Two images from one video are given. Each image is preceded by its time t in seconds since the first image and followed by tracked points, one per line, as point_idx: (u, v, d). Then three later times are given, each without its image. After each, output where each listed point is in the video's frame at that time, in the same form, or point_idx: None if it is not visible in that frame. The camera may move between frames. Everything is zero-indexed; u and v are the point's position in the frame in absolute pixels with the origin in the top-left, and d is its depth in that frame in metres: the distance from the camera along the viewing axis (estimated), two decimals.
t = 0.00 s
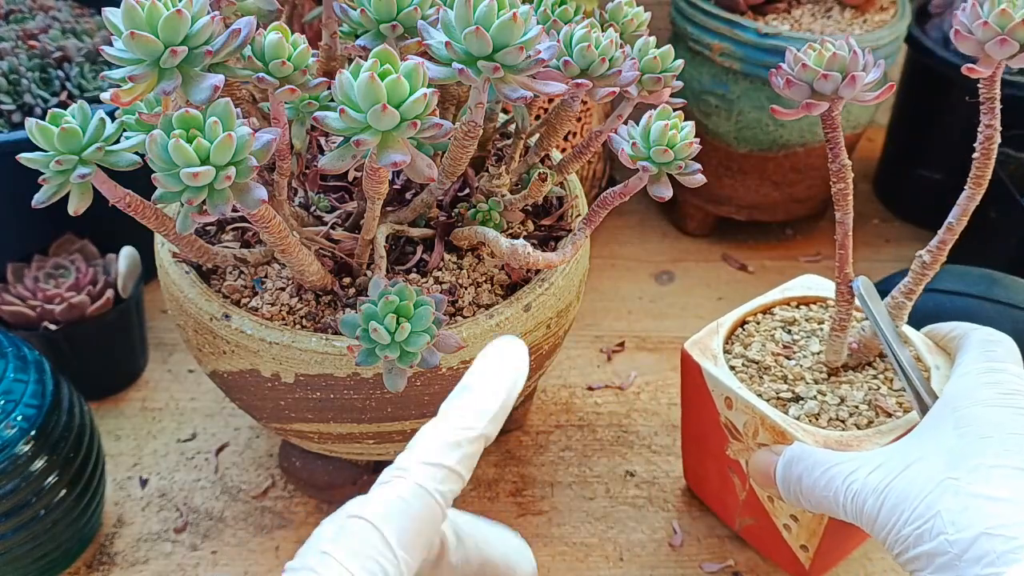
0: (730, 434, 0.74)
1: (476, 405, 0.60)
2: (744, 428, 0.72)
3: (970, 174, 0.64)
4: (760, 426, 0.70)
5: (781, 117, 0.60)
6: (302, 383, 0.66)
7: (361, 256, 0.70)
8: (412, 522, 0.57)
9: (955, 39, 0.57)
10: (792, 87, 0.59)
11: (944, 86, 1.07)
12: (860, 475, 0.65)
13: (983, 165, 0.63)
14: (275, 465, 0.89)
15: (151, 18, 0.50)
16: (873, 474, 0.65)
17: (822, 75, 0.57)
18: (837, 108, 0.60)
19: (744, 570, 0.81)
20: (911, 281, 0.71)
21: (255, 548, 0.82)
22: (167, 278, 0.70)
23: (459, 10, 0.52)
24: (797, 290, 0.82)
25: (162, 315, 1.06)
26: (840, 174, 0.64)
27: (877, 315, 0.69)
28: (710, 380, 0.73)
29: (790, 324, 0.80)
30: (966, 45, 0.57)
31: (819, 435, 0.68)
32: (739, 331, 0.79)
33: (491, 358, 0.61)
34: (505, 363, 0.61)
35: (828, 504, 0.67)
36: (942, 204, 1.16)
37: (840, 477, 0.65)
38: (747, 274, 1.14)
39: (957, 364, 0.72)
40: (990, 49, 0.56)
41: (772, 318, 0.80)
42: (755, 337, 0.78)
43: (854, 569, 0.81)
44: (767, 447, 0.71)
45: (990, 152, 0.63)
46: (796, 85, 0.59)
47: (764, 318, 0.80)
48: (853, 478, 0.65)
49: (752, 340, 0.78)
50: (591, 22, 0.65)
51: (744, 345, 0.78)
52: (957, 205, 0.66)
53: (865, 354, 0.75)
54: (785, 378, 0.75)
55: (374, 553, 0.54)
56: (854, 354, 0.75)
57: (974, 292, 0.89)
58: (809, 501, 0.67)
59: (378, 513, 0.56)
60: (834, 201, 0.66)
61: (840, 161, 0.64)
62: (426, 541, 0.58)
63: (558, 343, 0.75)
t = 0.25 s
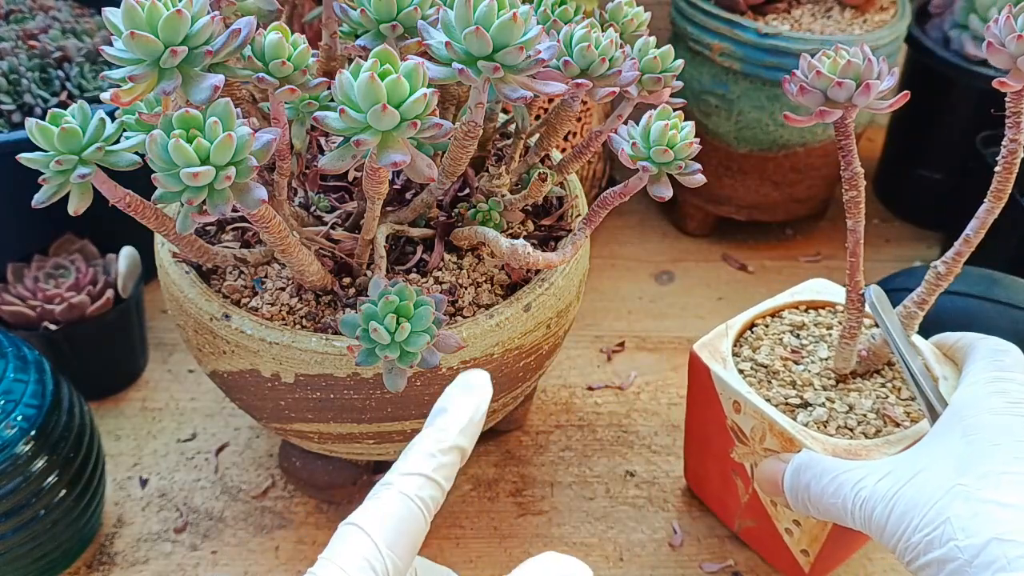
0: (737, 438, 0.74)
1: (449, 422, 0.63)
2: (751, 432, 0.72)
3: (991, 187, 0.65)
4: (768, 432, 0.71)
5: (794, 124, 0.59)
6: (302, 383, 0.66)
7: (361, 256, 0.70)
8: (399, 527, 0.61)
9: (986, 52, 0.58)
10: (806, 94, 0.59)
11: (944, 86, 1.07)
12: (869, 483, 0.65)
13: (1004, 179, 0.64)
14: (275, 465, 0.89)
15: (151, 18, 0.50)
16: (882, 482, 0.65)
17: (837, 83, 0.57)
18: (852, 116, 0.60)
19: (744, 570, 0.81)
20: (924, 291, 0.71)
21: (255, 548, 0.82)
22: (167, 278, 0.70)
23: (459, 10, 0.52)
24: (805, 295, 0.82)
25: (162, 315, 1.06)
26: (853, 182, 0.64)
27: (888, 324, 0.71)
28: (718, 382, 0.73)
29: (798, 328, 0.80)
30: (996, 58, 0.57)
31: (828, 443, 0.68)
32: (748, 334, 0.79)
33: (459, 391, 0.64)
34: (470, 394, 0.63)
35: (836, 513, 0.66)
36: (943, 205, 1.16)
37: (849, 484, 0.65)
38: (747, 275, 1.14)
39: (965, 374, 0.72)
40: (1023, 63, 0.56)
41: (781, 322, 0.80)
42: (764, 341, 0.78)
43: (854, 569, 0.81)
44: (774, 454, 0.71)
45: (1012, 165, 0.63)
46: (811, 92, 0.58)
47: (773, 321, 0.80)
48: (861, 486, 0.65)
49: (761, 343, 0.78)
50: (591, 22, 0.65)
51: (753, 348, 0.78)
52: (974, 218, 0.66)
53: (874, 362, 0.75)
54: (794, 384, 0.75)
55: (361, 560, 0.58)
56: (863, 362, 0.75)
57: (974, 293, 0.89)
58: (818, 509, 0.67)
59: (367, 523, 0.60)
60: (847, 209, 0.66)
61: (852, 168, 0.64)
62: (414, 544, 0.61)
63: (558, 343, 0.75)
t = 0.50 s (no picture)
0: (742, 442, 0.74)
1: (431, 456, 0.66)
2: (756, 436, 0.72)
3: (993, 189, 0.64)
4: (774, 436, 0.70)
5: (807, 129, 0.59)
6: (302, 383, 0.66)
7: (361, 255, 0.70)
8: (379, 540, 0.62)
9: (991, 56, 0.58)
10: (821, 100, 0.58)
11: (944, 86, 1.07)
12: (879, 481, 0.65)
13: (1007, 181, 0.63)
14: (275, 465, 0.89)
15: (151, 18, 0.50)
16: (892, 480, 0.65)
17: (853, 90, 0.57)
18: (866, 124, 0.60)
19: (744, 570, 0.81)
20: (926, 292, 0.71)
21: (255, 548, 0.82)
22: (167, 278, 0.70)
23: (459, 10, 0.52)
24: (804, 296, 0.82)
25: (162, 315, 1.06)
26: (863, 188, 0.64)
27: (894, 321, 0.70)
28: (723, 387, 0.73)
29: (798, 330, 0.80)
30: (1001, 62, 0.57)
31: (836, 447, 0.68)
32: (749, 337, 0.79)
33: (441, 435, 0.68)
34: (451, 436, 0.67)
35: (847, 512, 0.66)
36: (943, 204, 1.16)
37: (858, 484, 0.65)
38: (747, 275, 1.14)
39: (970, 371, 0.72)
40: None
41: (781, 323, 0.80)
42: (765, 343, 0.78)
43: (854, 568, 0.81)
44: (781, 460, 0.71)
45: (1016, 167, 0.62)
46: (826, 98, 0.58)
47: (773, 324, 0.80)
48: (871, 485, 0.65)
49: (763, 346, 0.78)
50: (591, 22, 0.65)
51: (755, 351, 0.77)
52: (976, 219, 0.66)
53: (876, 364, 0.75)
54: (798, 387, 0.74)
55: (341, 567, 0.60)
56: (866, 363, 0.75)
57: (974, 292, 0.89)
58: (829, 511, 0.67)
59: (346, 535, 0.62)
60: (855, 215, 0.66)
61: (863, 176, 0.64)
62: (394, 560, 0.63)
63: (558, 344, 0.75)
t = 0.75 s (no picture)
0: (756, 448, 0.74)
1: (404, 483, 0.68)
2: (774, 442, 0.72)
3: (980, 174, 0.64)
4: (794, 440, 0.70)
5: (835, 123, 0.60)
6: (302, 383, 0.66)
7: (361, 256, 0.70)
8: (342, 544, 0.62)
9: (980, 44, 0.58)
10: (848, 95, 0.59)
11: (944, 86, 1.07)
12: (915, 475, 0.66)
13: (994, 167, 0.63)
14: (275, 465, 0.89)
15: (151, 18, 0.50)
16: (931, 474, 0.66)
17: (881, 86, 0.57)
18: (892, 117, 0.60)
19: (744, 570, 0.81)
20: (921, 280, 0.72)
21: (255, 548, 0.82)
22: (167, 278, 0.70)
23: (459, 10, 0.52)
24: (793, 294, 0.82)
25: (162, 315, 1.06)
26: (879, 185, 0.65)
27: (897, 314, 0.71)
28: (734, 397, 0.72)
29: (793, 329, 0.80)
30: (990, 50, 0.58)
31: (858, 444, 0.68)
32: (747, 340, 0.79)
33: (421, 473, 0.69)
34: (432, 475, 0.69)
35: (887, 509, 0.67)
36: (943, 204, 1.16)
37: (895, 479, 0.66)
38: (747, 274, 1.14)
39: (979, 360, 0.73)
40: (1017, 53, 0.57)
41: (775, 324, 0.80)
42: (765, 346, 0.78)
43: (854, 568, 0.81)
44: (803, 463, 0.71)
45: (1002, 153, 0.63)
46: (854, 94, 0.58)
47: (767, 325, 0.80)
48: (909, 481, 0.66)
49: (763, 349, 0.78)
50: (591, 22, 0.65)
51: (757, 355, 0.77)
52: (966, 206, 0.66)
53: (876, 355, 0.76)
54: (807, 387, 0.74)
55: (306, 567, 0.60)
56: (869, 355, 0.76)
57: (974, 292, 0.89)
58: (864, 509, 0.67)
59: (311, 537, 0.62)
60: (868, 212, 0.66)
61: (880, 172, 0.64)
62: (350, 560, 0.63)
63: (558, 344, 0.75)
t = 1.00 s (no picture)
0: (769, 457, 0.74)
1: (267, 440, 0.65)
2: (788, 451, 0.72)
3: (977, 174, 0.64)
4: (810, 448, 0.70)
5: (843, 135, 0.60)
6: (303, 383, 0.66)
7: (361, 255, 0.70)
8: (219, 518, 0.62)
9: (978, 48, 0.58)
10: (857, 107, 0.58)
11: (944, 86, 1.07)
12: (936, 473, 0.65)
13: (991, 166, 0.63)
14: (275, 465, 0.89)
15: (151, 18, 0.50)
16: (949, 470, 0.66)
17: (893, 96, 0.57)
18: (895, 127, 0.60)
19: (744, 570, 0.81)
20: (921, 280, 0.72)
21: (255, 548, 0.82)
22: (167, 278, 0.70)
23: (459, 10, 0.52)
24: (788, 296, 0.82)
25: (162, 315, 1.06)
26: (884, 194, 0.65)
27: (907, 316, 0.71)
28: (747, 408, 0.72)
29: (792, 332, 0.80)
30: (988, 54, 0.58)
31: (875, 450, 0.68)
32: (750, 347, 0.78)
33: (258, 421, 0.66)
34: (282, 422, 0.66)
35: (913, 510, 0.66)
36: (943, 204, 1.16)
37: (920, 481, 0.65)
38: (747, 274, 1.14)
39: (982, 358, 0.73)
40: (1015, 57, 0.57)
41: (774, 329, 0.80)
42: (769, 353, 0.77)
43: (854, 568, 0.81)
44: (822, 472, 0.71)
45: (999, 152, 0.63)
46: (864, 106, 0.58)
47: (766, 331, 0.80)
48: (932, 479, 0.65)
49: (767, 356, 0.77)
50: (591, 22, 0.65)
51: (762, 363, 0.77)
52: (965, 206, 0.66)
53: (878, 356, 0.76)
54: (815, 394, 0.74)
55: (193, 557, 0.59)
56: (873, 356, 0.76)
57: (974, 292, 0.89)
58: (889, 514, 0.66)
59: (182, 526, 0.61)
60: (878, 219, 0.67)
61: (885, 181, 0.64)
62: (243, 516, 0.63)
63: (558, 343, 0.75)
